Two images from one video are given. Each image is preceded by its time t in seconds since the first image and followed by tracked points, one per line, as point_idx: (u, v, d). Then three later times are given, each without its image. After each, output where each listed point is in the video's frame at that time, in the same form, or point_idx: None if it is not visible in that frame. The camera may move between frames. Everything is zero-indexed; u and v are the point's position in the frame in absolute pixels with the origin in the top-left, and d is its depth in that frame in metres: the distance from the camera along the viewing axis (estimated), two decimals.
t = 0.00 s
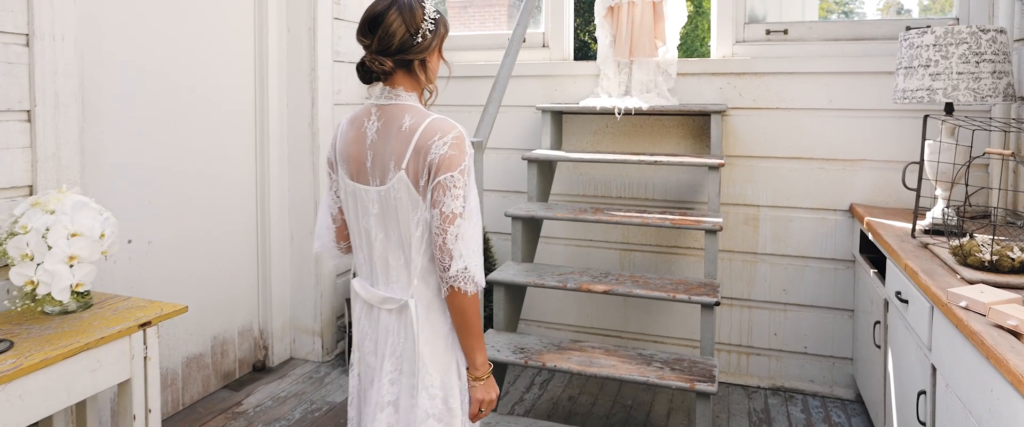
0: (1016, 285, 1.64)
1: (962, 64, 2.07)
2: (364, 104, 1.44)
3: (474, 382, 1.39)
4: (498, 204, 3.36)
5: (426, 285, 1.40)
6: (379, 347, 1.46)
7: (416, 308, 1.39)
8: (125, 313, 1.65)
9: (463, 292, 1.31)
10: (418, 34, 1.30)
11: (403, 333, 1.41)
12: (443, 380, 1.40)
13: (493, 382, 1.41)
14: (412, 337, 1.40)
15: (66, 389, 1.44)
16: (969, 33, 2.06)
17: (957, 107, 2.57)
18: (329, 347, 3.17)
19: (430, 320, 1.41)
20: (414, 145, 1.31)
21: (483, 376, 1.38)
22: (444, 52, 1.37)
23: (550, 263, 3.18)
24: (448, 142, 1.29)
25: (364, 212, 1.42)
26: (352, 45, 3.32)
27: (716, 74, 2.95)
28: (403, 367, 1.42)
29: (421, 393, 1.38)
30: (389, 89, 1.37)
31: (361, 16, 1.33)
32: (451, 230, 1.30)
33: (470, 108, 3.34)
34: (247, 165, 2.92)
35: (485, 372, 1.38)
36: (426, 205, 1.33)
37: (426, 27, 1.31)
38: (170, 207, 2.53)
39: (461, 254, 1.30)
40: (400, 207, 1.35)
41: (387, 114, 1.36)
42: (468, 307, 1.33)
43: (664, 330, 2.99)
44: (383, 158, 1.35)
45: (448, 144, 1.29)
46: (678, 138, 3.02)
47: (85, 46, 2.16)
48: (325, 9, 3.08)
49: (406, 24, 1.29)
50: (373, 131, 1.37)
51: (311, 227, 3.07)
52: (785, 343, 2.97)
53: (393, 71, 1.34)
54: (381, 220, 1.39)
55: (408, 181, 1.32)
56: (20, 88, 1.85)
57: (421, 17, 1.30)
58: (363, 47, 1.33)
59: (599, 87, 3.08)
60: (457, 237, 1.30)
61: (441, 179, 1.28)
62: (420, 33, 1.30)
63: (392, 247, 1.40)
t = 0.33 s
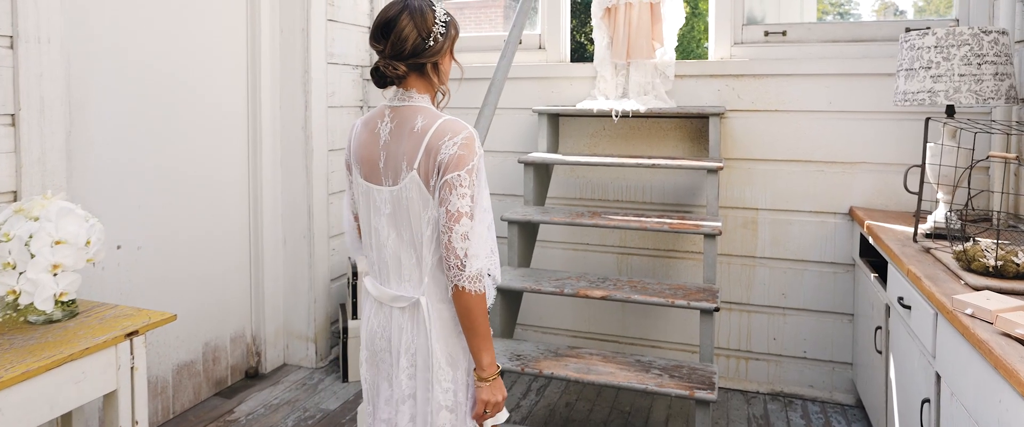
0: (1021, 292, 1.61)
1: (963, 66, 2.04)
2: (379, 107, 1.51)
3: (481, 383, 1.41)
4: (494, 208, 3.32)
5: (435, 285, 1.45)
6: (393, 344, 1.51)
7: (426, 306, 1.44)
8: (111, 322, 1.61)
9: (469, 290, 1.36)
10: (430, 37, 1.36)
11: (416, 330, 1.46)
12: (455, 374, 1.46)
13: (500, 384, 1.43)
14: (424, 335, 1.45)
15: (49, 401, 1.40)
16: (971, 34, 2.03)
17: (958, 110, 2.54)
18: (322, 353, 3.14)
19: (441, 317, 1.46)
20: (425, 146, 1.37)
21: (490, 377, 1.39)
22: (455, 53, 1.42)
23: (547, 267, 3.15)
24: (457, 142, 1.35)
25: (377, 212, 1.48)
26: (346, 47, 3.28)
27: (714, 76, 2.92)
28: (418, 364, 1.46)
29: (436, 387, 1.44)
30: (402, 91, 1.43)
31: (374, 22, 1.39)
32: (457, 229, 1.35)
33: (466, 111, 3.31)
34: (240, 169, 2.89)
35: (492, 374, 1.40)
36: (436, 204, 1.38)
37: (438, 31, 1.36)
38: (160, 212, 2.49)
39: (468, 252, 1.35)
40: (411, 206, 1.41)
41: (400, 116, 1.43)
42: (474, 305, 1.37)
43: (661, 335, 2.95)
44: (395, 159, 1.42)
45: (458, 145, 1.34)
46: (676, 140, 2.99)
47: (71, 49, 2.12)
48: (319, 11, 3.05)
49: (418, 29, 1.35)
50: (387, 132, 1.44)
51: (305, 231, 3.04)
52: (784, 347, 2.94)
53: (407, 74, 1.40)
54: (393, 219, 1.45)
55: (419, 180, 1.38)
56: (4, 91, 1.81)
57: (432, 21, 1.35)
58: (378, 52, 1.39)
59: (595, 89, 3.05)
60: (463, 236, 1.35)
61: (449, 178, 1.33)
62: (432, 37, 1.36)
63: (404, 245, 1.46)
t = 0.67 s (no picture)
0: None
1: (965, 68, 2.00)
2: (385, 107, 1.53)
3: (490, 379, 1.44)
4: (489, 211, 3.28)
5: (440, 285, 1.45)
6: (397, 343, 1.49)
7: (430, 305, 1.45)
8: (93, 332, 1.56)
9: (474, 290, 1.38)
10: (438, 38, 1.39)
11: (421, 330, 1.46)
12: (461, 372, 1.45)
13: (510, 379, 1.46)
14: (429, 334, 1.45)
15: (26, 417, 1.35)
16: (972, 36, 1.99)
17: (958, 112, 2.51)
18: (314, 360, 3.09)
19: (446, 317, 1.46)
20: (431, 147, 1.38)
21: (499, 373, 1.42)
22: (462, 54, 1.45)
23: (542, 272, 3.10)
24: (463, 143, 1.36)
25: (382, 211, 1.49)
26: (337, 49, 3.23)
27: (712, 77, 2.88)
28: (424, 364, 1.46)
29: (442, 385, 1.43)
30: (409, 92, 1.46)
31: (382, 23, 1.42)
32: (463, 229, 1.36)
33: (459, 113, 3.27)
34: (230, 173, 2.84)
35: (502, 369, 1.44)
36: (441, 204, 1.39)
37: (446, 32, 1.39)
38: (146, 217, 2.44)
39: (473, 253, 1.37)
40: (416, 206, 1.41)
41: (406, 116, 1.44)
42: (481, 304, 1.39)
43: (659, 340, 2.91)
44: (401, 159, 1.43)
45: (464, 146, 1.36)
46: (672, 143, 2.95)
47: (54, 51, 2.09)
48: (311, 13, 3.01)
49: (426, 30, 1.37)
50: (393, 133, 1.45)
51: (296, 236, 3.00)
52: (783, 353, 2.90)
53: (415, 76, 1.42)
54: (398, 219, 1.46)
55: (425, 180, 1.39)
56: None
57: (439, 22, 1.38)
58: (386, 52, 1.42)
59: (591, 91, 3.01)
60: (469, 236, 1.36)
61: (454, 179, 1.35)
62: (440, 38, 1.39)
63: (409, 245, 1.46)
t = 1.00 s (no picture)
0: None
1: (965, 69, 1.97)
2: (388, 109, 1.50)
3: (500, 378, 1.46)
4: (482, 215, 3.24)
5: (445, 289, 1.43)
6: (402, 347, 1.47)
7: (435, 309, 1.42)
8: (72, 343, 1.51)
9: (481, 295, 1.37)
10: (443, 41, 1.37)
11: (425, 333, 1.44)
12: (465, 376, 1.42)
13: (519, 376, 1.47)
14: (433, 338, 1.43)
15: None
16: (973, 37, 1.96)
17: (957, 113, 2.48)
18: (304, 366, 3.04)
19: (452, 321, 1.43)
20: (437, 150, 1.35)
21: (509, 371, 1.44)
22: (467, 58, 1.43)
23: (536, 277, 3.06)
24: (470, 147, 1.34)
25: (386, 215, 1.46)
26: (328, 50, 3.19)
27: (708, 79, 2.84)
28: (427, 368, 1.43)
29: (446, 390, 1.41)
30: (414, 95, 1.43)
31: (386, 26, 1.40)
32: (470, 233, 1.34)
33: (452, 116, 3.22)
34: (218, 176, 2.79)
35: (511, 368, 1.45)
36: (447, 208, 1.37)
37: (451, 35, 1.37)
38: (130, 222, 2.39)
39: (480, 257, 1.35)
40: (420, 210, 1.38)
41: (411, 119, 1.41)
42: (488, 307, 1.39)
43: (655, 346, 2.87)
44: (405, 162, 1.39)
45: (471, 149, 1.34)
46: (668, 146, 2.91)
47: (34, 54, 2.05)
48: (301, 14, 2.96)
49: (432, 33, 1.36)
50: (397, 135, 1.42)
51: (286, 240, 2.96)
52: (781, 358, 2.86)
53: (420, 79, 1.41)
54: (401, 223, 1.43)
55: (430, 184, 1.36)
56: None
57: (445, 25, 1.37)
58: (391, 55, 1.40)
59: (586, 93, 2.97)
60: (475, 240, 1.35)
61: (461, 183, 1.32)
62: (445, 41, 1.37)
63: (413, 249, 1.44)
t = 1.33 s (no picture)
0: None
1: (966, 71, 1.92)
2: (392, 115, 1.47)
3: (509, 384, 1.44)
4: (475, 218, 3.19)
5: (452, 297, 1.41)
6: (409, 354, 1.44)
7: (443, 317, 1.41)
8: (47, 354, 1.46)
9: (491, 303, 1.36)
10: (448, 47, 1.33)
11: (432, 340, 1.41)
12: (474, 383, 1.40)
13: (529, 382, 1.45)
14: (441, 345, 1.41)
15: None
16: (974, 38, 1.91)
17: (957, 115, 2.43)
18: (293, 374, 2.98)
19: (460, 327, 1.41)
20: (444, 159, 1.33)
21: (518, 377, 1.42)
22: (471, 63, 1.39)
23: (529, 282, 3.01)
24: (477, 156, 1.32)
25: (391, 223, 1.44)
26: (318, 51, 3.14)
27: (704, 81, 2.80)
28: (435, 375, 1.41)
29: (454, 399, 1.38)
30: (418, 101, 1.40)
31: (390, 31, 1.36)
32: (478, 242, 1.33)
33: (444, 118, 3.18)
34: (206, 181, 2.74)
35: (520, 373, 1.43)
36: (455, 217, 1.35)
37: (456, 41, 1.33)
38: (114, 228, 2.34)
39: (489, 266, 1.34)
40: (428, 219, 1.37)
41: (415, 127, 1.38)
42: (498, 314, 1.37)
43: (650, 352, 2.82)
44: (411, 171, 1.37)
45: (478, 158, 1.31)
46: (664, 149, 2.86)
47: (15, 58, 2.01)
48: (290, 15, 2.92)
49: (437, 39, 1.32)
50: (402, 143, 1.39)
51: (275, 245, 2.90)
52: (779, 365, 2.81)
53: (424, 85, 1.37)
54: (408, 231, 1.41)
55: (438, 193, 1.34)
56: None
57: (450, 30, 1.32)
58: (395, 61, 1.36)
59: (580, 95, 2.92)
60: (484, 249, 1.33)
61: (469, 192, 1.31)
62: (450, 46, 1.33)
63: (421, 257, 1.42)
